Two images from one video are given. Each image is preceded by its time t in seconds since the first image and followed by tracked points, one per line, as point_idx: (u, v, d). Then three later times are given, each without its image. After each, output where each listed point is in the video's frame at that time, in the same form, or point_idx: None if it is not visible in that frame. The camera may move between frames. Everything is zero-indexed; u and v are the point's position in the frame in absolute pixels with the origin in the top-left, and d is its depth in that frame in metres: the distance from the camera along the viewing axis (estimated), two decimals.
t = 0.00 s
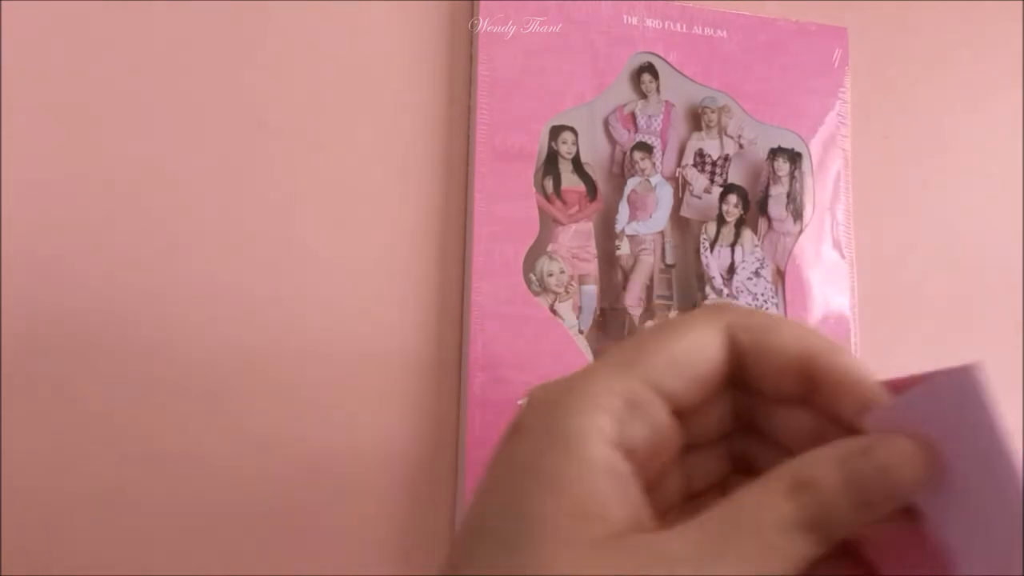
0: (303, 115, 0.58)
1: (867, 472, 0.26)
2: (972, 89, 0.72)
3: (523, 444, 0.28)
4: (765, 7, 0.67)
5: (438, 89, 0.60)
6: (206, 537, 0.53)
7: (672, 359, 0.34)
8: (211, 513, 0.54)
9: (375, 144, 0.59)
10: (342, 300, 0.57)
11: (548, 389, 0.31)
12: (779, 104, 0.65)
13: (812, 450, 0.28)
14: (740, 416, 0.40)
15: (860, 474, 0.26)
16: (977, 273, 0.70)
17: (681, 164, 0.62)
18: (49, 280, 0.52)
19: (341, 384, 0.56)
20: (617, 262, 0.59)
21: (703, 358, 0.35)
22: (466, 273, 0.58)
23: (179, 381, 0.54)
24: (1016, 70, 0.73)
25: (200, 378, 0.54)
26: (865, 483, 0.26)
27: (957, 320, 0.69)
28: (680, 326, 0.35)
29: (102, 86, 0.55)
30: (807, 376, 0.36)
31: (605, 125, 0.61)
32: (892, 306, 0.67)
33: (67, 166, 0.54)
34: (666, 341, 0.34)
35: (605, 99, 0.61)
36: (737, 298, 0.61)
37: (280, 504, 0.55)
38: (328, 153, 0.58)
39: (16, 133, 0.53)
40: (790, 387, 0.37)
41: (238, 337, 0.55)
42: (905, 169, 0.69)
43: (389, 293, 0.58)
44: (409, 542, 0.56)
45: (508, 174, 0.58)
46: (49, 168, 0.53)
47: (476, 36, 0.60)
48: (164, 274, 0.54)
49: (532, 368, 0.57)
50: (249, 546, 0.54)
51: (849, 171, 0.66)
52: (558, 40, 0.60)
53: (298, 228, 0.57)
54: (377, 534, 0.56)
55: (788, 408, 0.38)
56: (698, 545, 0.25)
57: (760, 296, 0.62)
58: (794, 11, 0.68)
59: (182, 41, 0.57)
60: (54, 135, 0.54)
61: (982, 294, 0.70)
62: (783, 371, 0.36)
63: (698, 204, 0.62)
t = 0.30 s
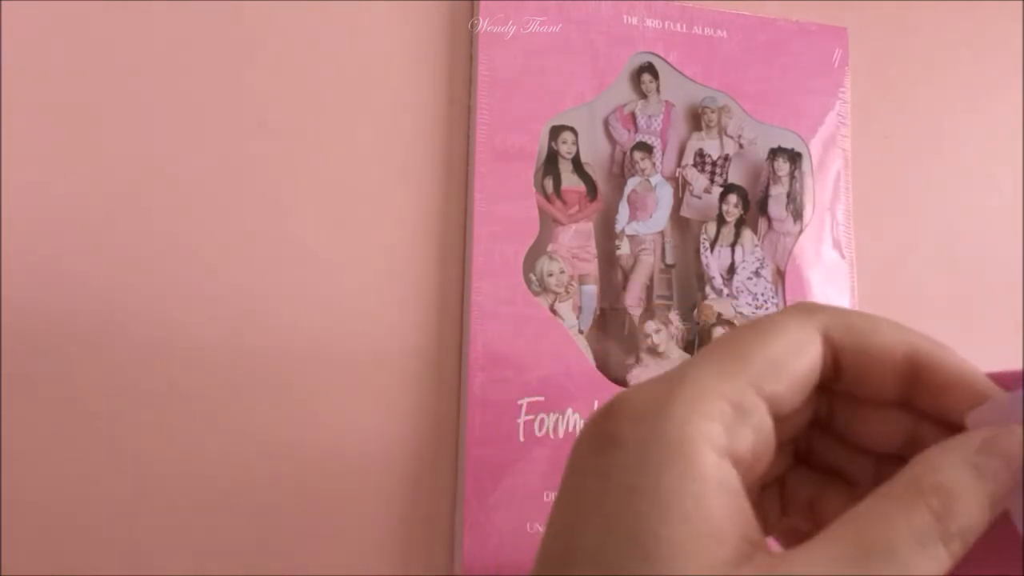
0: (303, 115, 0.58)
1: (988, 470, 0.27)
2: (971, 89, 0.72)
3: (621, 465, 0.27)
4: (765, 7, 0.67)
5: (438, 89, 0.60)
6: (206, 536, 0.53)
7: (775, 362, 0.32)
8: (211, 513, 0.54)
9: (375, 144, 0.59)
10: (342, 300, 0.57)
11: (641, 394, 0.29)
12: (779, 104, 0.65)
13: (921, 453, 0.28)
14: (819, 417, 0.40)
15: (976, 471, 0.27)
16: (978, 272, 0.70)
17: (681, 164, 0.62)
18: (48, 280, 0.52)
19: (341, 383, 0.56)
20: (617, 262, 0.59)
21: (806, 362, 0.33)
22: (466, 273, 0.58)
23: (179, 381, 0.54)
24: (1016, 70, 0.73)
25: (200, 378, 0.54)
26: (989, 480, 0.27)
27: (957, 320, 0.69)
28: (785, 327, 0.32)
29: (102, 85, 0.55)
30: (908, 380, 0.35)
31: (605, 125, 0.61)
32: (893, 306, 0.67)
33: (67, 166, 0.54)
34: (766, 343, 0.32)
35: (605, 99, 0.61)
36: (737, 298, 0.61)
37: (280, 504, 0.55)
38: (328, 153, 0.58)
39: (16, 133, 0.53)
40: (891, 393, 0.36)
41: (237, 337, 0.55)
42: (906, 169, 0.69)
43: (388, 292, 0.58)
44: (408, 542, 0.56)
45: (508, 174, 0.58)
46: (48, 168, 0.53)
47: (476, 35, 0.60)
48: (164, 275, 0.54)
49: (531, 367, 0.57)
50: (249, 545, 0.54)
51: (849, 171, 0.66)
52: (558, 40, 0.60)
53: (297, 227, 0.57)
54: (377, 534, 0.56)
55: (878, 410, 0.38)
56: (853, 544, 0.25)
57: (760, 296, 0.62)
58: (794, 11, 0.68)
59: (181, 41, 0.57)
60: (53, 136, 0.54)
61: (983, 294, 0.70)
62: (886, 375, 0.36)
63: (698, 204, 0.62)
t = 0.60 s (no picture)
0: (303, 115, 0.58)
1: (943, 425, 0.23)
2: (972, 89, 0.72)
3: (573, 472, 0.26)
4: (765, 7, 0.67)
5: (438, 89, 0.60)
6: (207, 535, 0.53)
7: (750, 401, 0.27)
8: (210, 512, 0.54)
9: (375, 144, 0.59)
10: (342, 300, 0.57)
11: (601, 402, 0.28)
12: (779, 105, 0.65)
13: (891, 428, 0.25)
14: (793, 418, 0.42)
15: (923, 459, 0.22)
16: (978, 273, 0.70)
17: (681, 164, 0.62)
18: (48, 280, 0.52)
19: (341, 383, 0.56)
20: (617, 262, 0.59)
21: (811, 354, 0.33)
22: (467, 272, 0.58)
23: (179, 381, 0.54)
24: (1016, 70, 0.73)
25: (201, 378, 0.54)
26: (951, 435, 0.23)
27: (957, 320, 0.69)
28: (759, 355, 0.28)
29: (102, 85, 0.55)
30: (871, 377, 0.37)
31: (605, 125, 0.61)
32: (893, 306, 0.67)
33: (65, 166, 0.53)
34: (744, 382, 0.27)
35: (605, 99, 0.61)
36: (737, 298, 0.61)
37: (280, 504, 0.55)
38: (328, 152, 0.58)
39: (16, 133, 0.53)
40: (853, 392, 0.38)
41: (238, 336, 0.55)
42: (905, 168, 0.69)
43: (388, 292, 0.58)
44: (408, 541, 0.56)
45: (508, 174, 0.58)
46: (49, 168, 0.53)
47: (476, 35, 0.60)
48: (165, 274, 0.54)
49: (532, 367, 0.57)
50: (250, 545, 0.54)
51: (849, 171, 0.66)
52: (558, 40, 0.60)
53: (298, 227, 0.57)
54: (377, 534, 0.56)
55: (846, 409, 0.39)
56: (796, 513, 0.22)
57: (760, 296, 0.62)
58: (795, 11, 0.68)
59: (181, 41, 0.57)
60: (53, 136, 0.54)
61: (984, 294, 0.70)
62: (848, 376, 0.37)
63: (698, 204, 0.62)
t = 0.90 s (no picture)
0: (303, 115, 0.58)
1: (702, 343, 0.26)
2: (972, 89, 0.72)
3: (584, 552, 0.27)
4: (765, 7, 0.67)
5: (438, 89, 0.60)
6: (206, 534, 0.53)
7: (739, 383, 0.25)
8: (210, 512, 0.54)
9: (375, 143, 0.59)
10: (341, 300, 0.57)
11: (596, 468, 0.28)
12: (779, 105, 0.65)
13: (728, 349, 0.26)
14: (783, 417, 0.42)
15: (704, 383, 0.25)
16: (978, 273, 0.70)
17: (681, 164, 0.62)
18: (48, 280, 0.52)
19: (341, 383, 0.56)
20: (617, 262, 0.59)
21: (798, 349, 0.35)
22: (467, 271, 0.58)
23: (179, 381, 0.54)
24: (1016, 70, 0.73)
25: (201, 378, 0.54)
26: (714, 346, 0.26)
27: (957, 319, 0.69)
28: (702, 356, 0.25)
29: (101, 85, 0.55)
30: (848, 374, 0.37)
31: (604, 125, 0.61)
32: (893, 306, 0.67)
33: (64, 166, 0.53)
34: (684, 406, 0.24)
35: (605, 98, 0.61)
36: (737, 298, 0.61)
37: (280, 504, 0.55)
38: (328, 152, 0.58)
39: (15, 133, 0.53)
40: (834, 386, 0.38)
41: (237, 336, 0.55)
42: (906, 168, 0.69)
43: (388, 292, 0.58)
44: (408, 541, 0.56)
45: (508, 174, 0.58)
46: (49, 168, 0.53)
47: (476, 35, 0.60)
48: (165, 275, 0.54)
49: (532, 367, 0.57)
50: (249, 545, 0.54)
51: (849, 171, 0.66)
52: (558, 40, 0.60)
53: (298, 227, 0.57)
54: (377, 534, 0.56)
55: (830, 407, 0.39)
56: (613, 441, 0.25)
57: (760, 296, 0.62)
58: (795, 11, 0.68)
59: (181, 41, 0.57)
60: (53, 136, 0.54)
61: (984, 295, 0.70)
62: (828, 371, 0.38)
63: (698, 204, 0.62)
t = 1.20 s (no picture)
0: (303, 115, 0.58)
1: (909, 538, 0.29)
2: (972, 89, 0.72)
3: None
4: (764, 8, 0.67)
5: (438, 89, 0.60)
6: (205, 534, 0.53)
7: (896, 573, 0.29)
8: (210, 512, 0.54)
9: (375, 143, 0.59)
10: (341, 300, 0.57)
11: None
12: (779, 104, 0.65)
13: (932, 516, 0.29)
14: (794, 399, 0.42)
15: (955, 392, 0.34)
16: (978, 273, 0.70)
17: (681, 164, 0.62)
18: (48, 280, 0.52)
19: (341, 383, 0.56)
20: (617, 262, 0.59)
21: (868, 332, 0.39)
22: (467, 271, 0.58)
23: (178, 382, 0.54)
24: (1016, 70, 0.73)
25: (201, 378, 0.54)
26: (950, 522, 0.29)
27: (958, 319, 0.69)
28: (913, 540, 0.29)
29: (102, 85, 0.55)
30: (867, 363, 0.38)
31: (604, 125, 0.61)
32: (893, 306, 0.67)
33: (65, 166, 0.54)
34: None
35: (605, 99, 0.61)
36: (737, 298, 0.61)
37: (280, 504, 0.55)
38: (328, 152, 0.58)
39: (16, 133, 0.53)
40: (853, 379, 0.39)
41: (237, 336, 0.55)
42: (906, 168, 0.69)
43: (388, 292, 0.58)
44: (408, 542, 0.56)
45: (509, 174, 0.58)
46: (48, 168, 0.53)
47: (476, 35, 0.60)
48: (165, 274, 0.54)
49: (532, 367, 0.57)
50: (249, 545, 0.54)
51: (849, 170, 0.66)
52: (558, 40, 0.60)
53: (298, 227, 0.57)
54: (377, 534, 0.56)
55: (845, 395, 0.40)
56: None
57: (760, 296, 0.62)
58: (795, 11, 0.68)
59: (181, 41, 0.57)
60: (53, 136, 0.54)
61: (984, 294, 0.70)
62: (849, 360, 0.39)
63: (698, 204, 0.62)
